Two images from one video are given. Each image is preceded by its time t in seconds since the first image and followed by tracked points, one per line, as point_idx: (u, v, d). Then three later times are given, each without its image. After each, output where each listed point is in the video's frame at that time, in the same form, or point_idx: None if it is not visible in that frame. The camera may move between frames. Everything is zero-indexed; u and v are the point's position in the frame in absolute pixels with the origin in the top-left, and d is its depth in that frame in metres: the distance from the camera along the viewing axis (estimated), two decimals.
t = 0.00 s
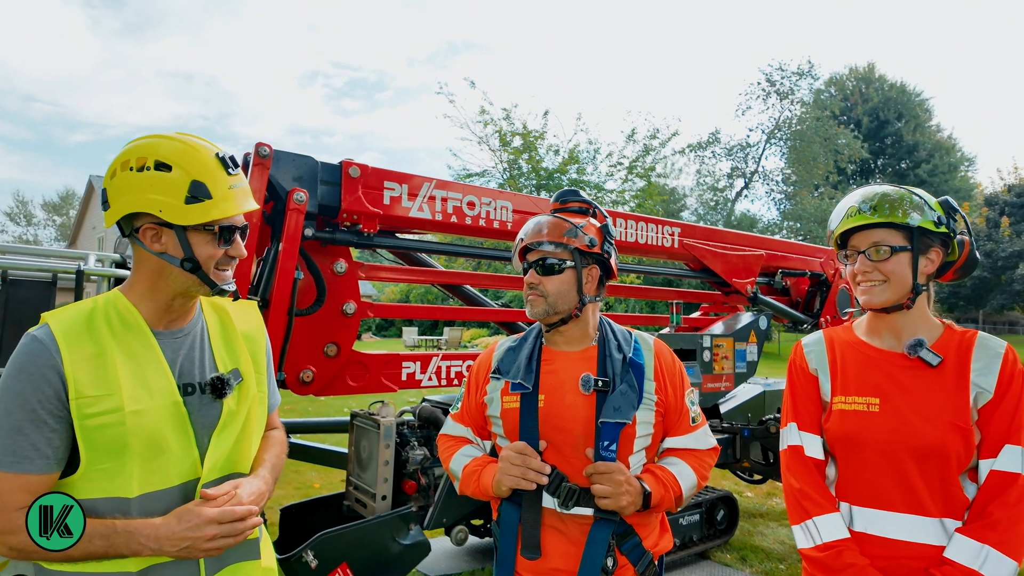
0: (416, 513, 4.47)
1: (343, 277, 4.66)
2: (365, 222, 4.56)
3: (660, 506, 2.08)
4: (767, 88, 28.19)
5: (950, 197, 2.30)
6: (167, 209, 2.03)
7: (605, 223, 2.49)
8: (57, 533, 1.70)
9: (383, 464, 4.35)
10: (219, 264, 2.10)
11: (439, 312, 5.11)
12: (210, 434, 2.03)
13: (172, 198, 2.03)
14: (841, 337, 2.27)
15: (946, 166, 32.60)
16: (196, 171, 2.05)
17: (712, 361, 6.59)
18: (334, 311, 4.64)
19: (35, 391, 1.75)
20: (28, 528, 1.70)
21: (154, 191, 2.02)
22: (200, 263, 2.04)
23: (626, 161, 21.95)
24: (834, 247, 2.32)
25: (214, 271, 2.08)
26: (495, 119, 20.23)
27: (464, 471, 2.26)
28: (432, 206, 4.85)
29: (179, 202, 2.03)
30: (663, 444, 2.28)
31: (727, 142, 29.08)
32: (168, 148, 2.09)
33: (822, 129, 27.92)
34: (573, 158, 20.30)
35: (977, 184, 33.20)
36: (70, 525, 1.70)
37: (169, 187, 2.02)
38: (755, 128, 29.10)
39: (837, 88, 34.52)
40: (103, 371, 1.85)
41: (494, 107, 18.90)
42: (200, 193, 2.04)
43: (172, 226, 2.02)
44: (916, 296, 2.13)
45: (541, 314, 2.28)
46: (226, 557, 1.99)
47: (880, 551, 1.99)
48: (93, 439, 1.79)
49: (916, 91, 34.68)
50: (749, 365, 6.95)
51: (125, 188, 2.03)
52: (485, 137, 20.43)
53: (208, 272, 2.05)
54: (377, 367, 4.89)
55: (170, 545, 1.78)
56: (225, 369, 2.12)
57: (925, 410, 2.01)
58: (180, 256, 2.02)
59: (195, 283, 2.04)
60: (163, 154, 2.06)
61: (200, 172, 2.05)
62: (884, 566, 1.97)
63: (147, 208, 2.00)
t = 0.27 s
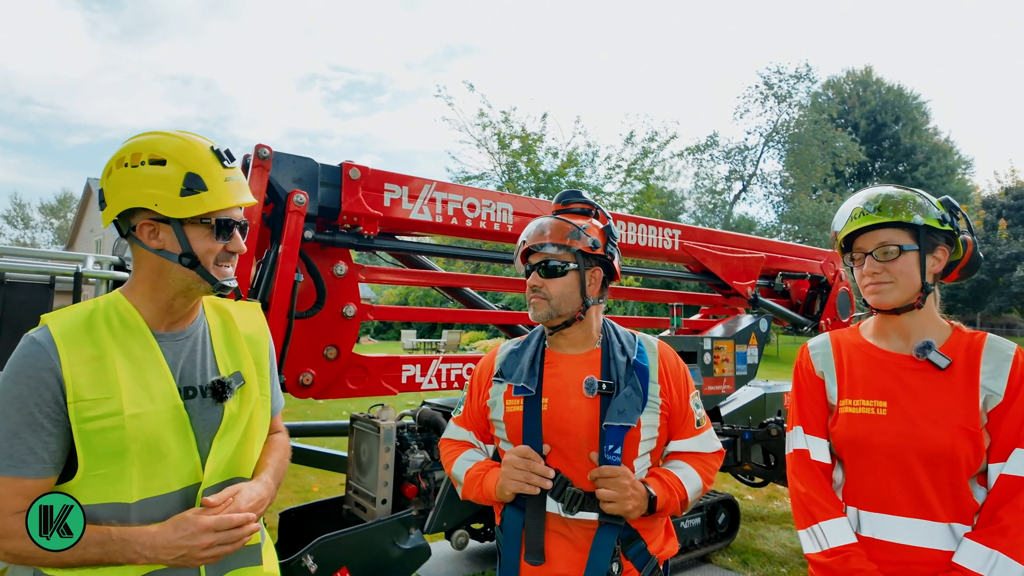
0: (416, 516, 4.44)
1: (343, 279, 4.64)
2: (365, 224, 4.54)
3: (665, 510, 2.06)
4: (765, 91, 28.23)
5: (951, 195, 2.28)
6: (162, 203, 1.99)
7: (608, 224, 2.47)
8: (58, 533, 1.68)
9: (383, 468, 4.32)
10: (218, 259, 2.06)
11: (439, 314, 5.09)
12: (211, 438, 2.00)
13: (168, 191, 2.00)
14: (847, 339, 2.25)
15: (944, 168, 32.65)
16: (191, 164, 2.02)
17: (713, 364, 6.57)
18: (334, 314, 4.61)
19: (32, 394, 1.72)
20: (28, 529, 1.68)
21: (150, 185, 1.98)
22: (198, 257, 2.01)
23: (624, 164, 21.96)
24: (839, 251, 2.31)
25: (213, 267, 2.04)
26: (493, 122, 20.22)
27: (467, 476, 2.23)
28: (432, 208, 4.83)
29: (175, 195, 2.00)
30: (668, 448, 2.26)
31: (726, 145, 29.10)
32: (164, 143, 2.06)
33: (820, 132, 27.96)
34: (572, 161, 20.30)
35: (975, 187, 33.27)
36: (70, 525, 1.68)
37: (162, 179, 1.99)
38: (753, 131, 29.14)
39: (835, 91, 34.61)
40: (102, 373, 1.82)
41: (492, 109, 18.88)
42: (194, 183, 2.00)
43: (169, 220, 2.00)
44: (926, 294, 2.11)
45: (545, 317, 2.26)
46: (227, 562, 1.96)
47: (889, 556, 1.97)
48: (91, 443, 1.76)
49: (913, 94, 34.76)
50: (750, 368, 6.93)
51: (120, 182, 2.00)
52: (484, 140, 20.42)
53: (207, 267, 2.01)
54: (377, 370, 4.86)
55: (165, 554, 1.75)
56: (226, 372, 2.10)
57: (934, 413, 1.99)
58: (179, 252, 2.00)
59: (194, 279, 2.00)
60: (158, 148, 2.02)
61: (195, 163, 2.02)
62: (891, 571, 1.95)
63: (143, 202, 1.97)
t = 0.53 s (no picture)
0: (413, 520, 4.42)
1: (340, 282, 4.62)
2: (362, 226, 4.53)
3: (663, 513, 2.05)
4: (761, 94, 28.31)
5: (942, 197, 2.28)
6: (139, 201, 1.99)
7: (605, 226, 2.47)
8: (58, 533, 1.67)
9: (380, 471, 4.30)
10: (201, 257, 2.05)
11: (436, 317, 5.08)
12: (203, 440, 1.99)
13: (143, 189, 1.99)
14: (845, 342, 2.25)
15: (940, 171, 32.73)
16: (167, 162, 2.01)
17: (711, 366, 6.57)
18: (331, 317, 4.60)
19: (20, 398, 1.71)
20: (29, 529, 1.67)
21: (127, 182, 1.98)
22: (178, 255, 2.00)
23: (621, 166, 21.97)
24: (837, 255, 2.29)
25: (195, 265, 2.03)
26: (490, 125, 20.22)
27: (464, 480, 2.22)
28: (429, 211, 4.83)
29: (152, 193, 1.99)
30: (666, 450, 2.25)
31: (723, 147, 29.15)
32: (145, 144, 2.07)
33: (816, 135, 28.04)
34: (569, 164, 20.31)
35: (970, 189, 33.38)
36: (70, 525, 1.67)
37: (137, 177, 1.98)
38: (750, 134, 29.19)
39: (831, 94, 34.72)
40: (90, 375, 1.81)
41: (489, 112, 18.89)
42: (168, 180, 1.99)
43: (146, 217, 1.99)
44: (927, 293, 2.10)
45: (543, 319, 2.24)
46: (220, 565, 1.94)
47: (888, 560, 1.96)
48: (80, 446, 1.74)
49: (909, 97, 34.88)
50: (747, 370, 6.93)
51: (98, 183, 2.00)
52: (481, 143, 20.43)
53: (188, 265, 2.01)
54: (374, 373, 4.84)
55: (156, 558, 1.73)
56: (218, 372, 2.09)
57: (932, 415, 1.99)
58: (158, 249, 1.98)
59: (177, 278, 2.00)
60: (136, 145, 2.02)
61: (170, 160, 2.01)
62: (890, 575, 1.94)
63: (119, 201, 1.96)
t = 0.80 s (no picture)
0: (410, 522, 4.42)
1: (336, 283, 4.62)
2: (359, 228, 4.53)
3: (659, 514, 2.05)
4: (758, 96, 28.39)
5: (938, 198, 2.29)
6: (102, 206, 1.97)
7: (601, 227, 2.47)
8: (58, 533, 1.69)
9: (377, 473, 4.30)
10: (174, 262, 1.99)
11: (433, 319, 5.07)
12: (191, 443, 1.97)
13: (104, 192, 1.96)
14: (840, 343, 2.25)
15: (936, 173, 32.82)
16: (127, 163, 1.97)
17: (708, 368, 6.58)
18: (327, 318, 4.59)
19: (13, 398, 1.72)
20: (28, 528, 1.68)
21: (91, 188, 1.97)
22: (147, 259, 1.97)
23: (618, 168, 22.00)
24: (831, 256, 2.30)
25: (170, 270, 1.98)
26: (488, 127, 20.23)
27: (460, 481, 2.22)
28: (426, 213, 4.83)
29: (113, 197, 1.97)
30: (662, 451, 2.25)
31: (719, 150, 29.20)
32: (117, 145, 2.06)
33: (812, 137, 28.12)
34: (567, 166, 20.33)
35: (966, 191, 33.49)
36: (70, 525, 1.69)
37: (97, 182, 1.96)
38: (747, 136, 29.26)
39: (827, 97, 34.82)
40: (80, 375, 1.81)
41: (487, 115, 18.91)
42: (124, 183, 1.94)
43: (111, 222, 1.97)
44: (920, 297, 2.11)
45: (539, 321, 2.25)
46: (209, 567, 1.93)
47: (883, 561, 1.97)
48: (71, 445, 1.75)
49: (905, 99, 34.98)
50: (744, 372, 6.94)
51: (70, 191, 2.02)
52: (479, 145, 20.44)
53: (158, 270, 1.96)
54: (370, 375, 4.84)
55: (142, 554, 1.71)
56: (207, 376, 2.05)
57: (927, 416, 1.99)
58: (129, 253, 1.96)
59: (151, 282, 1.96)
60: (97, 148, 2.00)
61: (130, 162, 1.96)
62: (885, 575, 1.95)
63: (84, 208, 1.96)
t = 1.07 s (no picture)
0: (406, 524, 4.42)
1: (333, 285, 4.62)
2: (356, 230, 4.54)
3: (654, 515, 2.06)
4: (755, 99, 28.48)
5: (933, 201, 2.29)
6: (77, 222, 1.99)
7: (597, 230, 2.48)
8: (58, 533, 1.73)
9: (373, 475, 4.30)
10: (148, 272, 1.95)
11: (430, 321, 5.07)
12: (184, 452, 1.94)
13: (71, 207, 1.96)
14: (834, 344, 2.27)
15: (932, 175, 32.92)
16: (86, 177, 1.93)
17: (704, 369, 6.60)
18: (324, 320, 4.59)
19: (20, 403, 1.77)
20: (29, 529, 1.73)
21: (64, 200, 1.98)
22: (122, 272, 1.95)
23: (616, 171, 22.03)
24: (824, 256, 2.31)
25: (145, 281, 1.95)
26: (486, 129, 20.26)
27: (456, 482, 2.23)
28: (423, 215, 4.84)
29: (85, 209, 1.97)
30: (657, 452, 2.26)
31: (716, 152, 29.28)
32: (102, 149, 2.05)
33: (809, 140, 28.20)
34: (564, 168, 20.36)
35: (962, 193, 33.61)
36: (69, 525, 1.73)
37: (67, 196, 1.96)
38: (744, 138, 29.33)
39: (824, 99, 34.93)
40: (80, 381, 1.82)
41: (485, 116, 18.94)
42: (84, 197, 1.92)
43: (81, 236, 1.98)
44: (909, 300, 2.13)
45: (534, 323, 2.26)
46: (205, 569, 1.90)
47: (876, 561, 1.98)
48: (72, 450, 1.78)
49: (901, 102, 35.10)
50: (741, 374, 6.96)
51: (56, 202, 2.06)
52: (477, 147, 20.47)
53: (133, 283, 1.94)
54: (368, 377, 4.84)
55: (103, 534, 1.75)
56: (200, 385, 2.00)
57: (920, 417, 2.01)
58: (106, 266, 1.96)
59: (130, 294, 1.95)
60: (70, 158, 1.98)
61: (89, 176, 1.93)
62: None
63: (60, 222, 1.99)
